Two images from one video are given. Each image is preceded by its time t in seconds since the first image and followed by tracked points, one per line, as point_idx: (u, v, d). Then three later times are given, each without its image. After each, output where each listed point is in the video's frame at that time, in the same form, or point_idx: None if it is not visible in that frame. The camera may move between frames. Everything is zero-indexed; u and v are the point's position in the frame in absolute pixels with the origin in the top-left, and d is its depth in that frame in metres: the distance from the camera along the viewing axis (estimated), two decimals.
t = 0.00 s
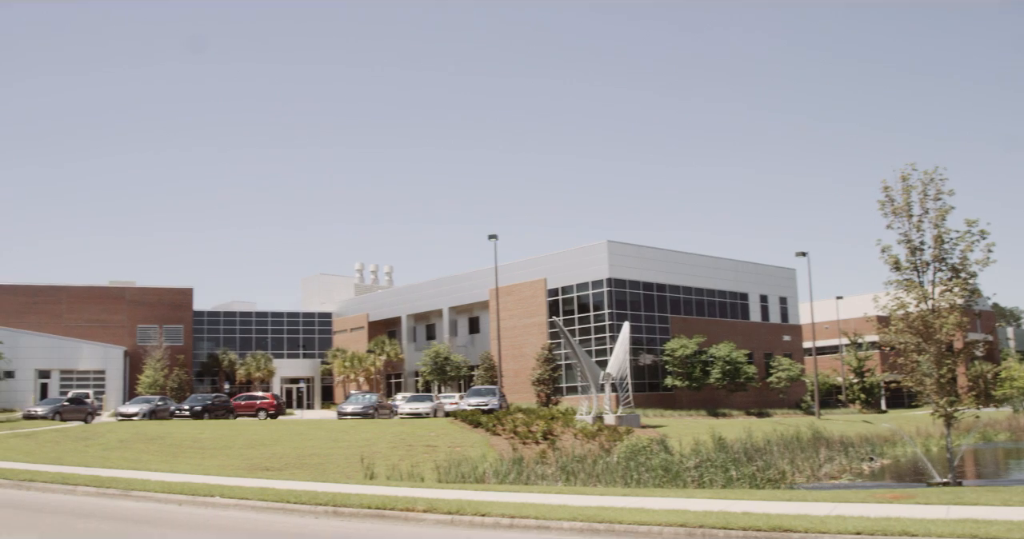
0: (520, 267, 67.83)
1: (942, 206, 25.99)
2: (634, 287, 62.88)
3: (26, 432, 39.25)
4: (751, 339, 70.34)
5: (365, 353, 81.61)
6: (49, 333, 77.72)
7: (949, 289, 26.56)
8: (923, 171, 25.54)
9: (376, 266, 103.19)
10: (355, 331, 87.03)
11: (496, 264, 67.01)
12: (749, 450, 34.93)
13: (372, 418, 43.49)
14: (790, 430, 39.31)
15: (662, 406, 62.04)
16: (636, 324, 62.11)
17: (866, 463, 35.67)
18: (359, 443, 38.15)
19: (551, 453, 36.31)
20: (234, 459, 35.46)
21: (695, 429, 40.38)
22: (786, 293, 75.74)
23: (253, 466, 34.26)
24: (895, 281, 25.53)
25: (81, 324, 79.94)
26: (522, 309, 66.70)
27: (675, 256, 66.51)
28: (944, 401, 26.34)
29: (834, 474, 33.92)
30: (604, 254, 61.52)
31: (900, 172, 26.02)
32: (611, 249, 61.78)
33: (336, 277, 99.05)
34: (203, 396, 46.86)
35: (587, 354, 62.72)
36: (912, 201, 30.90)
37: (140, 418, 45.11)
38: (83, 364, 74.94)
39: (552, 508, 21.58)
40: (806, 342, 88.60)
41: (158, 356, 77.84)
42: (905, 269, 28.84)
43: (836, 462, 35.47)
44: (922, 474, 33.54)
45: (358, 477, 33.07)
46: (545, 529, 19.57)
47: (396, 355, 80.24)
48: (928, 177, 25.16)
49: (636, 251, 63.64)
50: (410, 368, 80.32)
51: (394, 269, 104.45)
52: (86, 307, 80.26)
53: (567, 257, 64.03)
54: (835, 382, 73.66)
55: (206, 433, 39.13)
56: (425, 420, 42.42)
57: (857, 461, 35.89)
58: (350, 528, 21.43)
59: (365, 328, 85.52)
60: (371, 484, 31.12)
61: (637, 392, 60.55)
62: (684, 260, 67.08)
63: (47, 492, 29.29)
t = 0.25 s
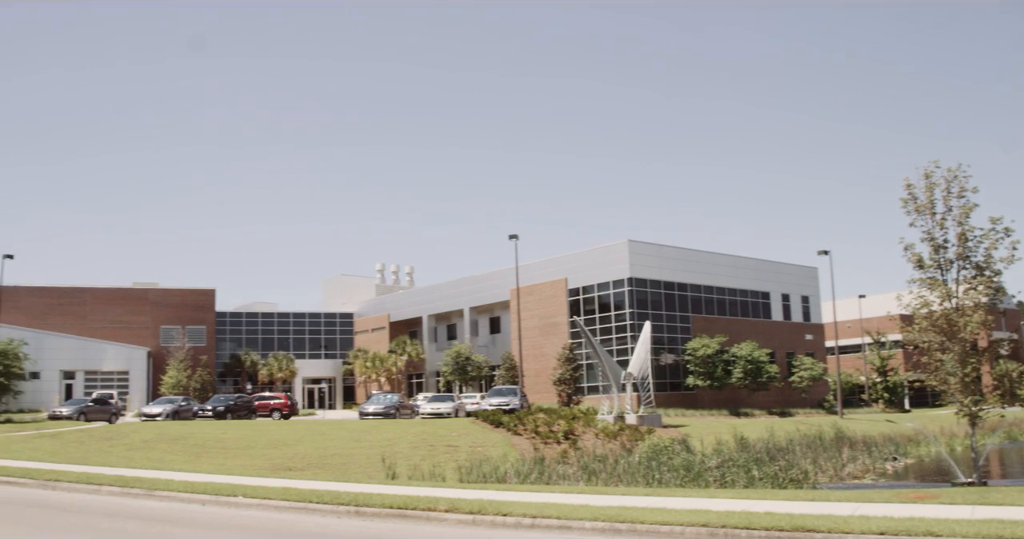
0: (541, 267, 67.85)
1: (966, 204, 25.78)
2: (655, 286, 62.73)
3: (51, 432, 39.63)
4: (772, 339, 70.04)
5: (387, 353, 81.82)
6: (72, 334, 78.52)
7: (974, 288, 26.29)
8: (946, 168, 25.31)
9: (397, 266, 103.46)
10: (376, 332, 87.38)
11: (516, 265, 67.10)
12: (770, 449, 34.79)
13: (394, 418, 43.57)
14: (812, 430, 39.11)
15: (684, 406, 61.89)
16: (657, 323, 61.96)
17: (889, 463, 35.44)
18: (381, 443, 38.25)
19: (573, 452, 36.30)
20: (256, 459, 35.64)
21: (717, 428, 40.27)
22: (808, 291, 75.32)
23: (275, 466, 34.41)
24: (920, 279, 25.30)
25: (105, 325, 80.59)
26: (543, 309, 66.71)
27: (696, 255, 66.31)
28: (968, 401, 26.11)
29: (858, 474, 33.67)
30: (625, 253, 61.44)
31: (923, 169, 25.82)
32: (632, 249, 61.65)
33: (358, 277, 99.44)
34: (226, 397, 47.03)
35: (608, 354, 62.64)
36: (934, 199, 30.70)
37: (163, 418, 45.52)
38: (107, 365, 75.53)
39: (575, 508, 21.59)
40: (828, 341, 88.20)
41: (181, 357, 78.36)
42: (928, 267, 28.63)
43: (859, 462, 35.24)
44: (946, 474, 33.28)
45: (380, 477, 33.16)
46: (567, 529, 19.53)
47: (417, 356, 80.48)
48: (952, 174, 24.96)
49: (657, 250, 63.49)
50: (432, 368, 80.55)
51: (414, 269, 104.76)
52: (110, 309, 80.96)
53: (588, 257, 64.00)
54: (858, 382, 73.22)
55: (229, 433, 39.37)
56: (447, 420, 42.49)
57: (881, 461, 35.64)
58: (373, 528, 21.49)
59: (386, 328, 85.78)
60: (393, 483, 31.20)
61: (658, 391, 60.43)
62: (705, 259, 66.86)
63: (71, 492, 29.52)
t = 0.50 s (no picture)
0: (560, 267, 67.88)
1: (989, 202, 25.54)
2: (674, 285, 62.60)
3: (74, 433, 39.99)
4: (793, 338, 69.74)
5: (407, 354, 81.84)
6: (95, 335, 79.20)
7: (997, 286, 26.00)
8: (969, 165, 25.02)
9: (416, 266, 103.68)
10: (396, 332, 87.65)
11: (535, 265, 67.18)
12: (791, 449, 34.65)
13: (414, 418, 43.66)
14: (834, 429, 38.93)
15: (704, 405, 61.75)
16: (677, 322, 61.82)
17: (911, 462, 35.23)
18: (401, 443, 38.35)
19: (593, 452, 36.28)
20: (277, 459, 35.79)
21: (738, 428, 40.14)
22: (829, 290, 74.94)
23: (296, 466, 34.54)
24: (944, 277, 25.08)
25: (127, 326, 81.17)
26: (563, 308, 66.72)
27: (716, 254, 66.11)
28: (991, 400, 25.99)
29: (879, 474, 33.48)
30: (644, 253, 61.33)
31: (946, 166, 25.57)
32: (651, 248, 61.54)
33: (378, 278, 99.75)
34: (247, 397, 47.21)
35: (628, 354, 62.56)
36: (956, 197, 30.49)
37: (185, 418, 45.75)
38: (129, 365, 75.99)
39: (595, 508, 21.58)
40: (849, 340, 87.82)
41: (202, 358, 78.80)
42: (950, 265, 28.42)
43: (880, 462, 35.07)
44: (969, 474, 33.10)
45: (400, 477, 33.26)
46: (587, 528, 19.49)
47: (437, 356, 80.56)
48: (974, 171, 24.69)
49: (676, 250, 63.34)
50: (451, 368, 80.62)
51: (433, 269, 105.01)
52: (131, 310, 81.56)
53: (607, 257, 63.95)
54: (880, 381, 72.83)
55: (250, 433, 39.58)
56: (467, 420, 42.57)
57: (903, 460, 35.43)
58: (394, 528, 21.54)
59: (406, 328, 86.00)
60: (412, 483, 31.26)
61: (678, 391, 60.31)
62: (725, 259, 66.64)
63: (94, 492, 29.73)
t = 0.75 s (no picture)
0: (578, 267, 67.87)
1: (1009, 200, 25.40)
2: (693, 284, 62.43)
3: (96, 433, 40.31)
4: (812, 337, 69.42)
5: (425, 354, 82.25)
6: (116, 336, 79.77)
7: (1018, 284, 25.87)
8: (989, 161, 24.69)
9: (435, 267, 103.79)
10: (414, 332, 87.88)
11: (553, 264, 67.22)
12: (810, 449, 34.48)
13: (432, 417, 43.68)
14: (853, 429, 38.71)
15: (722, 405, 61.56)
16: (695, 322, 61.63)
17: (931, 462, 34.99)
18: (419, 443, 38.41)
19: (611, 452, 36.21)
20: (296, 460, 35.90)
21: (757, 428, 39.98)
22: (849, 289, 74.54)
23: (315, 466, 34.63)
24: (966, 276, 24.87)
25: (148, 327, 81.70)
26: (581, 308, 66.69)
27: (735, 253, 65.89)
28: (1013, 399, 25.50)
29: (899, 474, 33.26)
30: (662, 252, 61.19)
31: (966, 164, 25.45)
32: (670, 247, 61.39)
33: (397, 279, 100.03)
34: (265, 397, 47.38)
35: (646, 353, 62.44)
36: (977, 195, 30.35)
37: (204, 418, 45.98)
38: (149, 366, 76.43)
39: (613, 508, 21.54)
40: (869, 339, 87.41)
41: (221, 358, 79.24)
42: (971, 264, 28.28)
43: (900, 461, 34.86)
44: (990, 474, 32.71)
45: (418, 476, 33.30)
46: (606, 529, 19.46)
47: (455, 356, 80.74)
48: (994, 168, 24.46)
49: (694, 249, 63.17)
50: (469, 368, 80.67)
51: (452, 270, 105.19)
52: (151, 311, 82.07)
53: (626, 257, 63.86)
54: (900, 381, 72.40)
55: (269, 433, 39.75)
56: (485, 420, 42.62)
57: (923, 460, 35.19)
58: (412, 527, 21.57)
59: (424, 329, 86.17)
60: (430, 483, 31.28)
61: (697, 391, 60.15)
62: (744, 258, 66.40)
63: (115, 492, 29.91)
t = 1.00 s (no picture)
0: (596, 266, 67.88)
1: None
2: (710, 284, 62.25)
3: (116, 433, 40.60)
4: (830, 336, 69.10)
5: (443, 354, 82.26)
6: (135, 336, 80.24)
7: None
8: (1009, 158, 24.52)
9: (452, 267, 103.91)
10: (432, 332, 88.04)
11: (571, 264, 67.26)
12: (829, 449, 34.31)
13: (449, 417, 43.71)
14: (873, 429, 38.51)
15: (740, 404, 61.36)
16: (713, 321, 61.45)
17: (952, 462, 34.74)
18: (437, 443, 38.45)
19: (629, 451, 36.15)
20: (315, 460, 36.02)
21: (775, 427, 39.81)
22: (868, 288, 74.14)
23: (334, 466, 34.73)
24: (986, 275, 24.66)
25: (167, 328, 82.14)
26: (599, 308, 66.69)
27: (753, 252, 65.65)
28: None
29: (919, 474, 33.05)
30: (680, 251, 61.07)
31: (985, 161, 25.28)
32: (687, 247, 61.25)
33: (414, 279, 100.23)
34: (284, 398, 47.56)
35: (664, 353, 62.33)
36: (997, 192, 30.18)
37: (223, 418, 46.20)
38: (168, 366, 76.85)
39: (631, 508, 21.50)
40: (888, 338, 87.00)
41: (240, 359, 79.62)
42: (991, 262, 28.13)
43: (920, 462, 34.64)
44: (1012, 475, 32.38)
45: (436, 476, 33.33)
46: (624, 529, 19.41)
47: (473, 355, 80.78)
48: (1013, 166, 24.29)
49: (712, 248, 62.99)
50: (487, 368, 80.73)
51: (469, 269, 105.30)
52: (170, 311, 82.52)
53: (643, 256, 63.80)
54: (920, 380, 71.97)
55: (288, 433, 39.91)
56: (503, 420, 42.65)
57: (944, 460, 34.95)
58: (430, 527, 21.59)
59: (442, 328, 86.28)
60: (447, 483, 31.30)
61: (714, 390, 59.99)
62: (762, 257, 66.15)
63: (135, 491, 30.07)
